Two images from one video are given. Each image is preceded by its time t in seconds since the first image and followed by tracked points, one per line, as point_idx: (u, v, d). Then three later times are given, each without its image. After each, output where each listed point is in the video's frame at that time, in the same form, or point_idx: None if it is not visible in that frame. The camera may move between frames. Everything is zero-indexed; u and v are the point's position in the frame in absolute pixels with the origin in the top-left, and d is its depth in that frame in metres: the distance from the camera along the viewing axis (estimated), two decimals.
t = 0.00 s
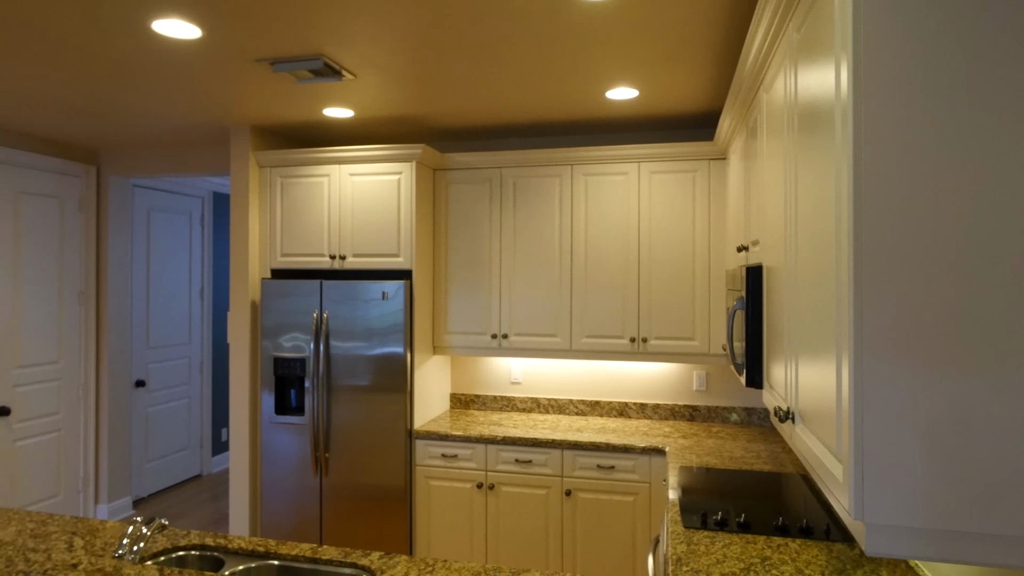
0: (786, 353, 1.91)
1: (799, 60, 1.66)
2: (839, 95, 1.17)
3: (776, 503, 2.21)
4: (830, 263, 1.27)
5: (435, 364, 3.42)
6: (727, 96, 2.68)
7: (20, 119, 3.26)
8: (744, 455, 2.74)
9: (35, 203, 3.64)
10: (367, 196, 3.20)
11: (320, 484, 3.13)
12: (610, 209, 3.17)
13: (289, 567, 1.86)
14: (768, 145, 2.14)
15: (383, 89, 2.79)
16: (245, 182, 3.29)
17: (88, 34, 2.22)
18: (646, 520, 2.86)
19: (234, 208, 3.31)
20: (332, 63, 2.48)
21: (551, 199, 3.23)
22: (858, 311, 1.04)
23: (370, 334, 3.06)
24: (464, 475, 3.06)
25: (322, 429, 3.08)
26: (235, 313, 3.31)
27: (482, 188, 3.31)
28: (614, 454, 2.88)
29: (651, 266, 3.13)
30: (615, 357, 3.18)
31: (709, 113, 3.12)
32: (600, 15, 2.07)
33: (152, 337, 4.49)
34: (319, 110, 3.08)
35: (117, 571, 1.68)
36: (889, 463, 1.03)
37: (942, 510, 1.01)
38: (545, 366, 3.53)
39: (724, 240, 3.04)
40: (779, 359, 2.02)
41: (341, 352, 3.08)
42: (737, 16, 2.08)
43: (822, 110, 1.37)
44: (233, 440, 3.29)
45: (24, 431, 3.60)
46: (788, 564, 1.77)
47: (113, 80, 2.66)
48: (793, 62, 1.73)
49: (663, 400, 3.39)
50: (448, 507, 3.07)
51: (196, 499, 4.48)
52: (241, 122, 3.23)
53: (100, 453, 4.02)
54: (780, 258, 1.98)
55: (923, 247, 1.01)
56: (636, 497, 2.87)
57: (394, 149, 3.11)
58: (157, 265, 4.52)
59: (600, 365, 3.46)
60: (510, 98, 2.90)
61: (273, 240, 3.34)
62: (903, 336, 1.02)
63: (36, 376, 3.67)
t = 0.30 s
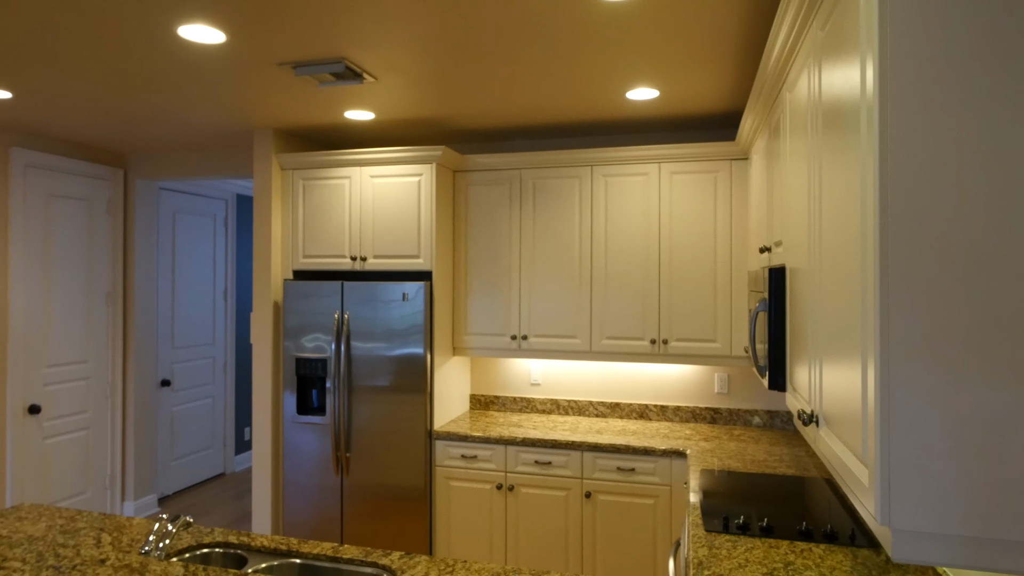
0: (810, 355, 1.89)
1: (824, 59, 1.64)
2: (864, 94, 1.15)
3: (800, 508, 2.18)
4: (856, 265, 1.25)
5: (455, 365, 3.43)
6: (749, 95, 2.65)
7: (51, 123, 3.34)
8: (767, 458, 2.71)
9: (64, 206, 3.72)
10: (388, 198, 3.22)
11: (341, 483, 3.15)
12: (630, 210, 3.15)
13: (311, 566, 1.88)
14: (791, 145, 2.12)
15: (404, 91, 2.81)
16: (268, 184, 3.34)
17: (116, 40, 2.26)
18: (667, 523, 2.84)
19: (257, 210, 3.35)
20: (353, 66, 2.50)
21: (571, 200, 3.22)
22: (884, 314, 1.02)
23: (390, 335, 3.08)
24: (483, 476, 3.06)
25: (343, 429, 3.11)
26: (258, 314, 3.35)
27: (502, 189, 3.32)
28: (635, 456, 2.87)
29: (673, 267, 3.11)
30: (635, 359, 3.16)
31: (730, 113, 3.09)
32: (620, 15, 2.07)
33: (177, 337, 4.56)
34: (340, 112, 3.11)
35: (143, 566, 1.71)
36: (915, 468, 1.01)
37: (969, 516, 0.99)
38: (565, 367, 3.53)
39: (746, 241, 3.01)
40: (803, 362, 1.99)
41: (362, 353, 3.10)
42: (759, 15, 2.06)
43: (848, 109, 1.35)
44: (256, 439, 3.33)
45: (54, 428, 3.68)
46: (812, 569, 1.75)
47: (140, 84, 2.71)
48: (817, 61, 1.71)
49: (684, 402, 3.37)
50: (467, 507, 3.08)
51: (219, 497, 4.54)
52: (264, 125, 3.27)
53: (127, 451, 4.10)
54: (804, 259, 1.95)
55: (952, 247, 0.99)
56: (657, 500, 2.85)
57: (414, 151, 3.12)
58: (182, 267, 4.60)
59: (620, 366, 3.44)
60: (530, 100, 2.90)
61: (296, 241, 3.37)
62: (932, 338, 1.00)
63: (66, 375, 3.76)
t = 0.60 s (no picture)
0: (834, 358, 1.86)
1: (848, 56, 1.61)
2: (890, 91, 1.12)
3: (823, 512, 2.15)
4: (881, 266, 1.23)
5: (474, 366, 3.44)
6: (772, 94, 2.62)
7: (80, 127, 3.41)
8: (789, 462, 2.68)
9: (92, 208, 3.80)
10: (408, 199, 3.24)
11: (362, 482, 3.17)
12: (650, 210, 3.13)
13: (332, 564, 1.89)
14: (815, 144, 2.08)
15: (424, 93, 2.82)
16: (291, 186, 3.37)
17: (142, 45, 2.30)
18: (687, 526, 2.81)
19: (280, 211, 3.39)
20: (374, 68, 2.52)
21: (591, 201, 3.21)
22: (912, 317, 1.00)
23: (410, 336, 3.10)
24: (503, 477, 3.06)
25: (364, 429, 3.13)
26: (280, 314, 3.39)
27: (522, 190, 3.32)
28: (655, 459, 2.85)
29: (693, 268, 3.08)
30: (655, 361, 3.14)
31: (753, 113, 3.05)
32: (640, 15, 2.05)
33: (201, 337, 4.63)
34: (360, 115, 3.14)
35: (169, 563, 1.74)
36: (945, 473, 0.99)
37: (998, 521, 0.98)
38: (585, 369, 3.52)
39: (769, 242, 2.98)
40: (827, 364, 1.96)
41: (382, 353, 3.13)
42: (783, 12, 2.03)
43: (873, 105, 1.32)
44: (278, 438, 3.37)
45: (81, 426, 3.76)
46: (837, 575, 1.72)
47: (165, 88, 2.76)
48: (841, 58, 1.68)
49: (705, 404, 3.34)
50: (487, 508, 3.08)
51: (242, 495, 4.60)
52: (286, 127, 3.31)
53: (152, 449, 4.17)
54: (828, 260, 1.92)
55: (980, 248, 0.98)
56: (677, 503, 2.83)
57: (434, 152, 3.14)
58: (206, 268, 4.67)
59: (640, 368, 3.42)
60: (550, 100, 2.90)
61: (317, 243, 3.40)
62: (958, 339, 0.99)
63: (93, 374, 3.83)
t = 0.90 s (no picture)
0: (859, 360, 1.83)
1: (873, 55, 1.60)
2: (914, 93, 1.14)
3: (848, 516, 2.12)
4: (905, 266, 1.25)
5: (493, 367, 3.44)
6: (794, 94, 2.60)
7: (107, 131, 3.48)
8: (813, 466, 2.64)
9: (119, 210, 3.87)
10: (428, 201, 3.25)
11: (382, 482, 3.19)
12: (671, 211, 3.11)
13: (353, 563, 1.91)
14: (839, 144, 2.07)
15: (443, 95, 2.83)
16: (312, 188, 3.41)
17: (168, 49, 2.34)
18: (708, 530, 2.79)
19: (302, 213, 3.43)
20: (394, 70, 2.53)
21: (610, 202, 3.20)
22: (939, 318, 1.02)
23: (430, 336, 3.11)
24: (522, 478, 3.06)
25: (384, 429, 3.15)
26: (302, 315, 3.43)
27: (541, 191, 3.32)
28: (676, 461, 2.83)
29: (714, 269, 3.06)
30: (675, 362, 3.12)
31: (775, 112, 3.02)
32: (661, 15, 2.04)
33: (225, 337, 4.70)
34: (381, 116, 3.16)
35: (193, 559, 1.76)
36: (971, 470, 1.02)
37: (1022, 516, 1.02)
38: (604, 370, 3.50)
39: (792, 244, 2.94)
40: (852, 367, 1.93)
41: (403, 354, 3.14)
42: (806, 11, 2.01)
43: (896, 107, 1.34)
44: (299, 438, 3.40)
45: (108, 424, 3.83)
46: None
47: (190, 92, 2.80)
48: (866, 58, 1.67)
49: (727, 406, 3.31)
50: (506, 509, 3.09)
51: (264, 494, 4.66)
52: (308, 130, 3.34)
53: (176, 448, 4.23)
54: (853, 261, 1.90)
55: (1003, 250, 1.01)
56: (698, 506, 2.80)
57: (454, 153, 3.15)
58: (230, 269, 4.73)
59: (661, 369, 3.40)
60: (569, 101, 2.89)
61: (338, 244, 3.43)
62: (983, 338, 1.02)
63: (120, 373, 3.90)
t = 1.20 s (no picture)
0: (884, 363, 1.80)
1: (899, 54, 1.57)
2: (942, 92, 1.12)
3: (872, 522, 2.09)
4: (933, 267, 1.23)
5: (513, 368, 3.44)
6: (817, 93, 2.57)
7: (134, 134, 3.55)
8: (837, 470, 2.60)
9: (144, 212, 3.94)
10: (447, 202, 3.27)
11: (401, 482, 3.21)
12: (691, 212, 3.09)
13: (373, 562, 1.92)
14: (864, 144, 2.04)
15: (463, 96, 2.84)
16: (333, 190, 3.44)
17: (192, 54, 2.37)
18: (729, 534, 2.76)
19: (323, 214, 3.46)
20: (414, 72, 2.55)
21: (630, 203, 3.19)
22: (967, 321, 1.01)
23: (449, 337, 3.13)
24: (541, 479, 3.06)
25: (403, 429, 3.17)
26: (323, 315, 3.46)
27: (561, 192, 3.31)
28: (696, 464, 2.81)
29: (735, 271, 3.03)
30: (696, 364, 3.10)
31: (798, 111, 2.99)
32: (681, 14, 2.03)
33: (247, 337, 4.76)
34: (401, 118, 3.18)
35: (217, 556, 1.78)
36: (1001, 478, 1.00)
37: None
38: (624, 372, 3.49)
39: (815, 245, 2.91)
40: (878, 370, 1.90)
41: (422, 355, 3.16)
42: (830, 9, 1.98)
43: (924, 105, 1.31)
44: (320, 437, 3.43)
45: (134, 423, 3.90)
46: None
47: (213, 95, 2.84)
48: (891, 56, 1.64)
49: (748, 409, 3.27)
50: (525, 511, 3.08)
51: (285, 492, 4.71)
52: (329, 132, 3.37)
53: (200, 446, 4.29)
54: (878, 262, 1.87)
55: None
56: (719, 509, 2.77)
57: (473, 155, 3.16)
58: (252, 270, 4.79)
59: (681, 371, 3.38)
60: (589, 101, 2.89)
61: (358, 245, 3.46)
62: (1012, 342, 0.99)
63: (145, 373, 3.97)
